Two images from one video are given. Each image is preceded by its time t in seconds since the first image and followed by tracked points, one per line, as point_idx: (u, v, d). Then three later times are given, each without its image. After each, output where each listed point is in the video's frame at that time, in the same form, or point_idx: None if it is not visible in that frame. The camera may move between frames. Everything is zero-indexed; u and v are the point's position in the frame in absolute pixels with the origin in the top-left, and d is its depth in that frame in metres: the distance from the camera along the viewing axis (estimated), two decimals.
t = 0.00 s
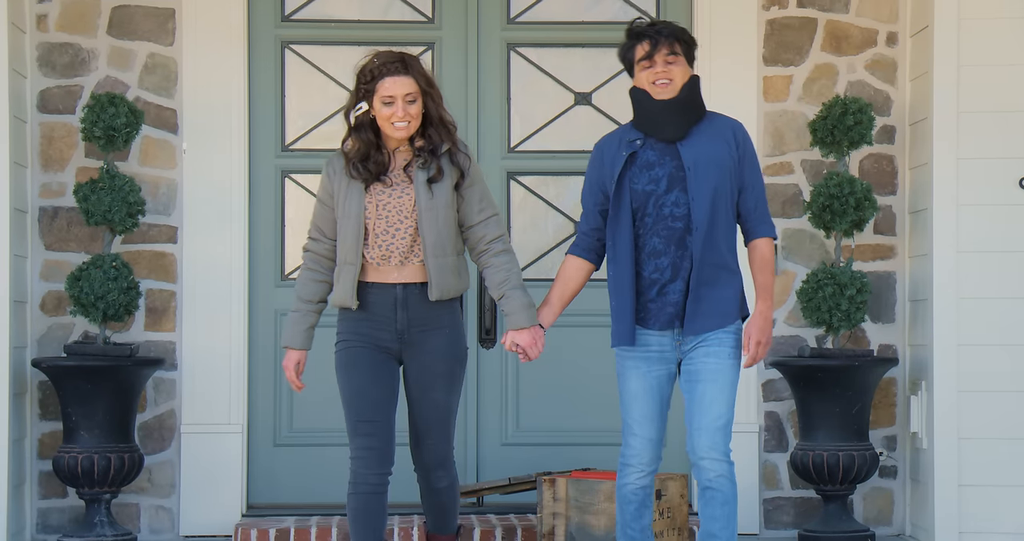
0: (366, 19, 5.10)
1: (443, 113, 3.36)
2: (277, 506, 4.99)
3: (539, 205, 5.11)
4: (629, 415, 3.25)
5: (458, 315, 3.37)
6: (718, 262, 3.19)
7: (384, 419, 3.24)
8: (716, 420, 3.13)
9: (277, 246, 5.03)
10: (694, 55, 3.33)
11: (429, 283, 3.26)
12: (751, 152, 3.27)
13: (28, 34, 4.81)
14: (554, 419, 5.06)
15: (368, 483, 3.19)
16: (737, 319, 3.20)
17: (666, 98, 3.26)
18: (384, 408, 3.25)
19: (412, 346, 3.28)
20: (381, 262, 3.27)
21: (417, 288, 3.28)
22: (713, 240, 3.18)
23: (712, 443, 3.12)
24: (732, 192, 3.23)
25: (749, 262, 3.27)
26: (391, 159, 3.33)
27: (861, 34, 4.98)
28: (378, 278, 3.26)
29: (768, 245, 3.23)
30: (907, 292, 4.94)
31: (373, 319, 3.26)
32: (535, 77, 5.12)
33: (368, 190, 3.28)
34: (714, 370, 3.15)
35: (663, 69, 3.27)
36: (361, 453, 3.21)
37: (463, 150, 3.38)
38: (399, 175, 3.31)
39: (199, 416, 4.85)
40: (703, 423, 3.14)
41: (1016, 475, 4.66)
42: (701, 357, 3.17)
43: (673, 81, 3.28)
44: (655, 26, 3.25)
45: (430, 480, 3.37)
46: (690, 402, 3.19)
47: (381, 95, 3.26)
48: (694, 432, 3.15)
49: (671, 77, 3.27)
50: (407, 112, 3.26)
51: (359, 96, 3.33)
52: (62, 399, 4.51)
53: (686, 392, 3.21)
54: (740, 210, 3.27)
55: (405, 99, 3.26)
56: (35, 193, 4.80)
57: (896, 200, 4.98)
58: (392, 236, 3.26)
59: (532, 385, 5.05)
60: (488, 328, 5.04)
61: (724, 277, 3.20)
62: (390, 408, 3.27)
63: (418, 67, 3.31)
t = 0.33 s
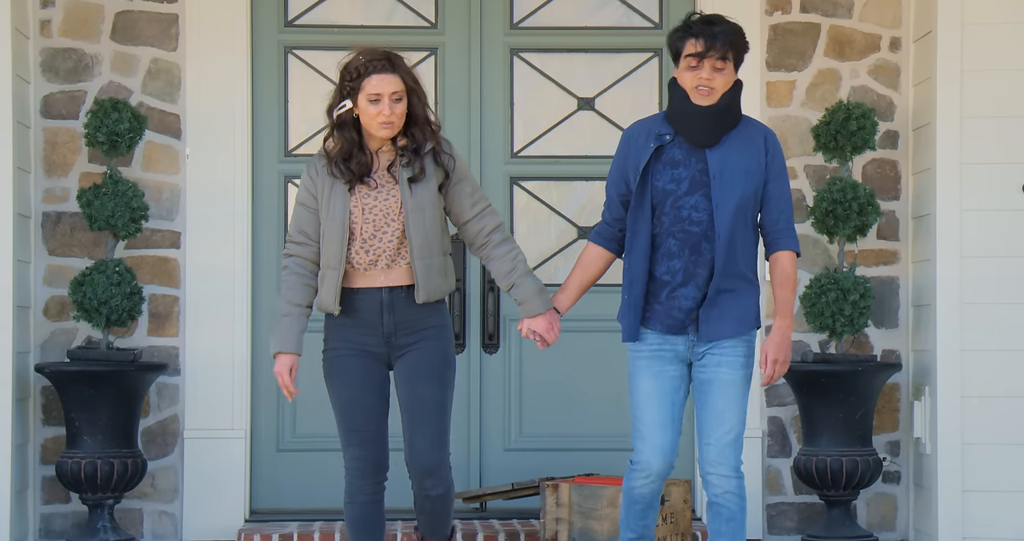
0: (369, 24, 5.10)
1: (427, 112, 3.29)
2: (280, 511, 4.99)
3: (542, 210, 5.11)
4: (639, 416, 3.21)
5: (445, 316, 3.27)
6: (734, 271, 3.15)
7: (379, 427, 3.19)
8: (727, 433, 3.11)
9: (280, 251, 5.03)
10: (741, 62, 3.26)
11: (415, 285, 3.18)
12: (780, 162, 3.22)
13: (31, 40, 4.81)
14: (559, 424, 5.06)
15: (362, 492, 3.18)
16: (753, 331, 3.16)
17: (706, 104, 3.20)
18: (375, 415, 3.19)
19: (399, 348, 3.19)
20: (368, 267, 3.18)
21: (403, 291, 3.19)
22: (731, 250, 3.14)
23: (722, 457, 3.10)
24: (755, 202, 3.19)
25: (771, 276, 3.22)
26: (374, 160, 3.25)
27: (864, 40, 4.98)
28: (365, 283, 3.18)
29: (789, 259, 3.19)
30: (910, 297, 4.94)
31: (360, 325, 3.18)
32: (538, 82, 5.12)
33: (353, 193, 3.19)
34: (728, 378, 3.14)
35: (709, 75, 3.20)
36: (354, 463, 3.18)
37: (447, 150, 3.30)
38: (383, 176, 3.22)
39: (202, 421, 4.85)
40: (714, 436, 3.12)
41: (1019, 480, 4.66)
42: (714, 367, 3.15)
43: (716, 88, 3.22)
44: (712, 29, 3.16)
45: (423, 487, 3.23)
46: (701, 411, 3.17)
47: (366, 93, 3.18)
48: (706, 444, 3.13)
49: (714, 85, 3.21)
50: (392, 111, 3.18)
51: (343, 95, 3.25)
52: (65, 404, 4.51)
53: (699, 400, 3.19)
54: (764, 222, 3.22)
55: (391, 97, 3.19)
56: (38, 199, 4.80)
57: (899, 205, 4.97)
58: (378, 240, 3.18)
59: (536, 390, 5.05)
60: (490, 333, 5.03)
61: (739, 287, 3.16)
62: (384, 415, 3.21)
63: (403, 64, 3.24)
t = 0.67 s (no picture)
0: (372, 31, 5.10)
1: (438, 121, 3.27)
2: (283, 518, 4.99)
3: (545, 216, 5.11)
4: (628, 419, 3.11)
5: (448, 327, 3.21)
6: (734, 282, 3.07)
7: (381, 437, 3.18)
8: (731, 446, 3.06)
9: (284, 258, 5.04)
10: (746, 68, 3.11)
11: (417, 297, 3.13)
12: (782, 169, 3.13)
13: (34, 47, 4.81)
14: (563, 431, 5.05)
15: (365, 504, 3.19)
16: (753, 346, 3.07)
17: (705, 117, 3.09)
18: (377, 425, 3.17)
19: (400, 361, 3.14)
20: (370, 278, 3.15)
21: (405, 303, 3.15)
22: (731, 262, 3.06)
23: (728, 468, 3.07)
24: (755, 213, 3.10)
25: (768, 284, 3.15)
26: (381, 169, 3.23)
27: (867, 46, 4.97)
28: (367, 294, 3.14)
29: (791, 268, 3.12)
30: (913, 304, 4.93)
31: (362, 337, 3.14)
32: (541, 89, 5.12)
33: (358, 202, 3.17)
34: (729, 391, 3.07)
35: (710, 87, 3.06)
36: (357, 476, 3.18)
37: (456, 160, 3.27)
38: (389, 186, 3.20)
39: (205, 428, 4.85)
40: (716, 450, 3.07)
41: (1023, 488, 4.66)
42: (716, 380, 3.07)
43: (718, 100, 3.08)
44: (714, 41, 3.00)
45: (411, 496, 3.09)
46: (701, 422, 3.10)
47: (377, 98, 3.17)
48: (709, 457, 3.08)
49: (715, 97, 3.07)
50: (405, 116, 3.17)
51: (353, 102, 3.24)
52: (67, 411, 4.51)
53: (697, 410, 3.11)
54: (765, 230, 3.13)
55: (403, 102, 3.18)
56: (42, 205, 4.80)
57: (902, 211, 4.97)
58: (381, 250, 3.14)
59: (538, 397, 5.05)
60: (493, 339, 5.04)
61: (739, 298, 3.08)
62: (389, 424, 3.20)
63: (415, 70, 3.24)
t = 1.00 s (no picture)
0: (376, 35, 5.11)
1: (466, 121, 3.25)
2: (287, 522, 4.99)
3: (549, 220, 5.11)
4: (627, 431, 2.99)
5: (469, 330, 3.14)
6: (720, 282, 2.95)
7: (386, 445, 3.09)
8: (724, 452, 2.93)
9: (288, 262, 5.04)
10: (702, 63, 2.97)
11: (438, 297, 3.07)
12: (755, 160, 3.02)
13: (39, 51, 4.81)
14: (568, 435, 5.05)
15: (363, 514, 3.09)
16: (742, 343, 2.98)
17: (669, 122, 2.97)
18: (382, 432, 3.07)
19: (415, 364, 3.08)
20: (389, 276, 3.08)
21: (424, 303, 3.08)
22: (715, 262, 2.94)
23: (721, 476, 2.93)
24: (734, 208, 2.98)
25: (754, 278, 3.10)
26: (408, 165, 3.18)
27: (871, 50, 4.97)
28: (384, 292, 3.07)
29: (776, 263, 3.07)
30: (918, 307, 4.93)
31: (376, 335, 3.07)
32: (545, 93, 5.12)
33: (382, 197, 3.12)
34: (720, 393, 2.94)
35: (668, 91, 2.93)
36: (353, 481, 3.07)
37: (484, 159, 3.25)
38: (416, 181, 3.15)
39: (210, 432, 4.86)
40: (709, 454, 2.94)
41: None
42: (706, 383, 2.95)
43: (678, 103, 2.96)
44: (664, 46, 2.87)
45: (423, 508, 3.05)
46: (692, 429, 2.97)
47: (417, 91, 3.13)
48: (702, 466, 2.95)
49: (674, 100, 2.95)
50: (447, 107, 3.14)
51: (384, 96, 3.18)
52: (71, 415, 4.51)
53: (688, 416, 3.00)
54: (748, 221, 3.06)
55: (442, 95, 3.15)
56: (46, 209, 4.80)
57: (906, 215, 4.97)
58: (402, 248, 3.09)
59: (544, 400, 5.05)
60: (497, 343, 5.04)
61: (726, 297, 2.96)
62: (394, 432, 3.10)
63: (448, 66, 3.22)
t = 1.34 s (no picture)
0: (378, 38, 5.11)
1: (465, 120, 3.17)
2: (289, 526, 4.99)
3: (551, 223, 5.11)
4: (625, 437, 2.96)
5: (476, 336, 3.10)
6: (716, 284, 2.91)
7: (387, 448, 2.99)
8: (720, 447, 2.86)
9: (289, 265, 5.04)
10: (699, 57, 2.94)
11: (450, 303, 3.02)
12: (754, 161, 2.97)
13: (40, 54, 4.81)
14: (570, 438, 5.05)
15: (355, 512, 2.93)
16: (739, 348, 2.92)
17: (664, 117, 2.95)
18: (382, 435, 2.97)
19: (422, 368, 3.02)
20: (397, 280, 3.02)
21: (434, 307, 3.03)
22: (711, 265, 2.90)
23: (718, 472, 2.84)
24: (732, 209, 2.94)
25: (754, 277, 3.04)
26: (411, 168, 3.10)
27: (873, 53, 4.97)
28: (394, 297, 3.02)
29: (775, 263, 3.01)
30: (920, 311, 4.93)
31: (389, 339, 3.00)
32: (547, 96, 5.12)
33: (387, 203, 3.04)
34: (718, 389, 2.88)
35: (662, 86, 2.91)
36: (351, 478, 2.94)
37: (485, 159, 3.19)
38: (421, 186, 3.08)
39: (212, 435, 4.86)
40: (705, 451, 2.87)
41: None
42: (703, 380, 2.90)
43: (673, 98, 2.93)
44: (656, 39, 2.84)
45: (427, 515, 3.03)
46: (691, 428, 2.91)
47: (421, 95, 3.05)
48: (699, 463, 2.87)
49: (669, 96, 2.92)
50: (448, 110, 3.06)
51: (384, 99, 3.09)
52: (73, 418, 4.50)
53: (686, 417, 2.93)
54: (748, 224, 3.02)
55: (443, 97, 3.07)
56: (47, 213, 4.80)
57: (908, 219, 4.97)
58: (411, 253, 3.02)
59: (546, 403, 5.05)
60: (499, 346, 5.00)
61: (722, 299, 2.92)
62: (392, 434, 3.00)
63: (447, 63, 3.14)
